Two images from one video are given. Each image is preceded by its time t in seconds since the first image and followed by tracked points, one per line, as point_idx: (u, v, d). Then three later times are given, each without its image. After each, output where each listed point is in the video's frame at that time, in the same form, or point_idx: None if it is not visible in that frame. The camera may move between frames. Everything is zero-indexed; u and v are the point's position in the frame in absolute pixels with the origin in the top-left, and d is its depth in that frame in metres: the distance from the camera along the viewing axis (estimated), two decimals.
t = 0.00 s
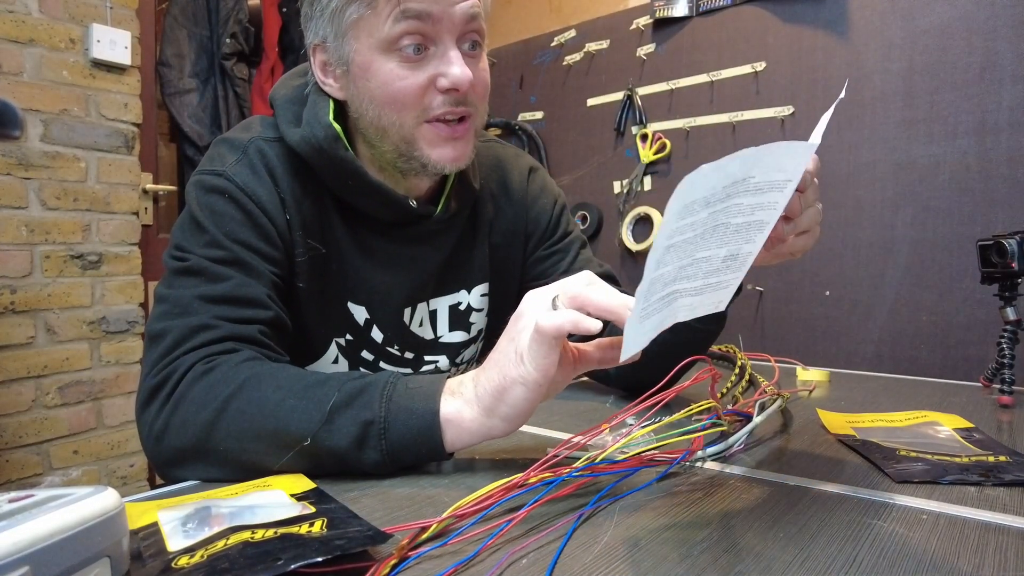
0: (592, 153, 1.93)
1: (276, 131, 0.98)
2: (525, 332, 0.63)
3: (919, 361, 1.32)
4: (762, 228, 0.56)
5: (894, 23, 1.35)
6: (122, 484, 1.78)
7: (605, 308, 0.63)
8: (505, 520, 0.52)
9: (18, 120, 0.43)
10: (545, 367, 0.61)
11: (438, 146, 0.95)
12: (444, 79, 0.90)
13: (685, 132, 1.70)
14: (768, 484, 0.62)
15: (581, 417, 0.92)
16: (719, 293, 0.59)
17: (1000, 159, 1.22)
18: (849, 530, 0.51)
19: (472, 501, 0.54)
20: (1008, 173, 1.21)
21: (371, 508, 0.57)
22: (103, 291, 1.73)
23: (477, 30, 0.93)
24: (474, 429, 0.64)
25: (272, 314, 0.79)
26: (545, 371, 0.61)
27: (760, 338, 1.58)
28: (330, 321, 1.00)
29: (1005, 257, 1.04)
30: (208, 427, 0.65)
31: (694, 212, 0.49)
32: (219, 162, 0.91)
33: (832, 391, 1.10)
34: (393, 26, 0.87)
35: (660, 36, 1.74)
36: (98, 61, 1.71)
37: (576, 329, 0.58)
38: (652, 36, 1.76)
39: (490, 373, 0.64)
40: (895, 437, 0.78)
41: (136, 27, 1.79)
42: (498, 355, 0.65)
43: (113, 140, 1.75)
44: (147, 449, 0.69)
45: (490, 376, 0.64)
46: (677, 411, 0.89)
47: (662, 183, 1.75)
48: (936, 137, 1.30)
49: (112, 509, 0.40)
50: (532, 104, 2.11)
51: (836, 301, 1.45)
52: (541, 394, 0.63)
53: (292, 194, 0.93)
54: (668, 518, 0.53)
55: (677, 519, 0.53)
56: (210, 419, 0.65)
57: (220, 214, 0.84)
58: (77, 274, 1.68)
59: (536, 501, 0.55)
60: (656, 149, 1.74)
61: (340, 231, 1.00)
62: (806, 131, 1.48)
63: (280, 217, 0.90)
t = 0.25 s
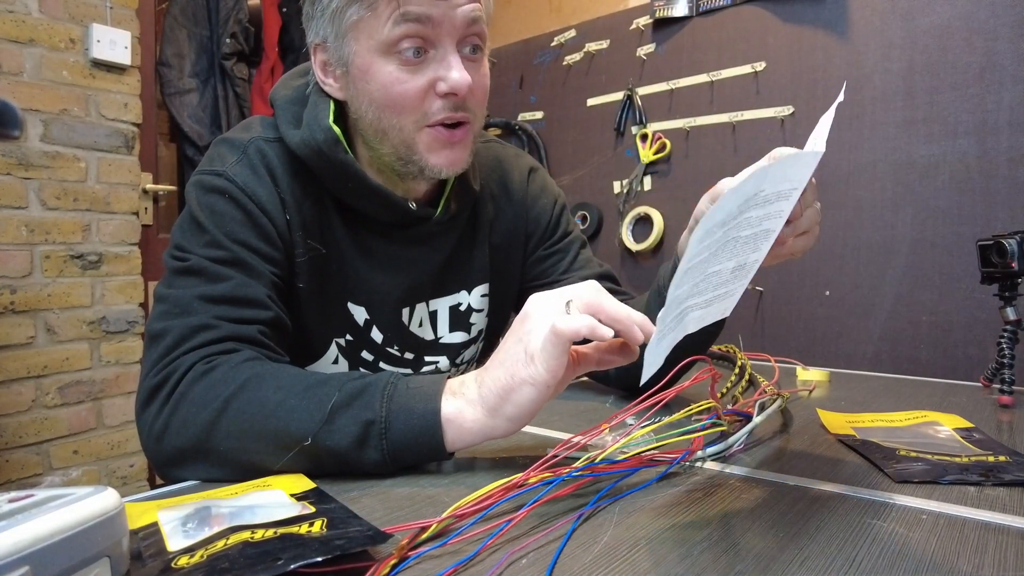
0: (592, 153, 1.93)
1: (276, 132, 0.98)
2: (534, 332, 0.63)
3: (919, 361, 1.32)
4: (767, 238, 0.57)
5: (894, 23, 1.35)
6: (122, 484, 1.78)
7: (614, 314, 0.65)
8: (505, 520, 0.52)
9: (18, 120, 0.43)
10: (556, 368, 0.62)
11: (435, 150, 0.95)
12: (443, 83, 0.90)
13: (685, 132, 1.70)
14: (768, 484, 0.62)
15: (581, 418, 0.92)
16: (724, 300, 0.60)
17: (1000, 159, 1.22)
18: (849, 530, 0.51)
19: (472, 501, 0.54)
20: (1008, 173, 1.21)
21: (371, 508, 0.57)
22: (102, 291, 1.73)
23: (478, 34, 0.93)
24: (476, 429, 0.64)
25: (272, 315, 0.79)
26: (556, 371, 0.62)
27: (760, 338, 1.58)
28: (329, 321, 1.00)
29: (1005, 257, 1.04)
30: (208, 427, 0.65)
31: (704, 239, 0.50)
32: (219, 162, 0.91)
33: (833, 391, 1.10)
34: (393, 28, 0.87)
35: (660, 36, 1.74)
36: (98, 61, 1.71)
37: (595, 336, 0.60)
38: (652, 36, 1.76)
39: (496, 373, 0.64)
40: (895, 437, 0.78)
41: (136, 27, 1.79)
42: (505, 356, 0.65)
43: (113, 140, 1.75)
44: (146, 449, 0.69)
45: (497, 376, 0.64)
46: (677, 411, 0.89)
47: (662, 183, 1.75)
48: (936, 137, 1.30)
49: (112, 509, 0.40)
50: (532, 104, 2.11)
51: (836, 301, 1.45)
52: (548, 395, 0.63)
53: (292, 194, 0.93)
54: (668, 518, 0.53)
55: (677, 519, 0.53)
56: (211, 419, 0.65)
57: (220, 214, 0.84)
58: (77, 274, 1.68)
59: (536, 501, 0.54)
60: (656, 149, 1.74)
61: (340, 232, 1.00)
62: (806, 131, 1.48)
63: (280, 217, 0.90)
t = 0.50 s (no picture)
0: (592, 153, 1.93)
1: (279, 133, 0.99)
2: (532, 340, 0.62)
3: (919, 361, 1.32)
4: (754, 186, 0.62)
5: (894, 23, 1.35)
6: (122, 484, 1.78)
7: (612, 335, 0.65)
8: (505, 520, 0.52)
9: (18, 120, 0.43)
10: (552, 382, 0.61)
11: (399, 164, 0.96)
12: (407, 102, 0.89)
13: (685, 132, 1.70)
14: (768, 484, 0.62)
15: (581, 418, 0.92)
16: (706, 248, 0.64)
17: (1000, 159, 1.22)
18: (848, 530, 0.51)
19: (472, 501, 0.54)
20: (1008, 173, 1.21)
21: (371, 508, 0.57)
22: (102, 291, 1.73)
23: (459, 57, 0.91)
24: (475, 433, 0.64)
25: (273, 315, 0.79)
26: (552, 385, 0.62)
27: (760, 338, 1.58)
28: (330, 322, 1.01)
29: (1005, 256, 1.04)
30: (209, 426, 0.65)
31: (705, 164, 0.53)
32: (221, 162, 0.91)
33: (832, 391, 1.10)
34: (367, 39, 0.86)
35: (660, 36, 1.74)
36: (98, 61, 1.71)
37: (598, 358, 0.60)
38: (652, 36, 1.76)
39: (493, 381, 0.64)
40: (895, 437, 0.78)
41: (136, 27, 1.79)
42: (503, 363, 0.64)
43: (112, 140, 1.75)
44: (146, 447, 0.69)
45: (494, 382, 0.63)
46: (677, 411, 0.89)
47: (662, 183, 1.75)
48: (936, 136, 1.30)
49: (112, 509, 0.40)
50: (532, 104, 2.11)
51: (836, 301, 1.45)
52: (544, 402, 0.63)
53: (293, 194, 0.93)
54: (668, 518, 0.53)
55: (677, 519, 0.53)
56: (212, 418, 0.65)
57: (221, 214, 0.84)
58: (77, 274, 1.68)
59: (536, 501, 0.54)
60: (656, 149, 1.74)
61: (341, 232, 1.00)
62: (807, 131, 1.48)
63: (280, 217, 0.90)
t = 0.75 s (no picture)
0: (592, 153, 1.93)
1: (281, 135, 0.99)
2: (525, 357, 0.61)
3: (919, 361, 1.32)
4: (705, 171, 0.48)
5: (893, 23, 1.35)
6: (122, 484, 1.78)
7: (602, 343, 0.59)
8: (505, 520, 0.52)
9: (18, 120, 0.43)
10: (546, 405, 0.60)
11: (386, 178, 0.95)
12: (393, 122, 0.88)
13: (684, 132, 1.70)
14: (768, 484, 0.62)
15: (581, 418, 0.92)
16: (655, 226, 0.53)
17: (1000, 159, 1.22)
18: (848, 531, 0.51)
19: (472, 501, 0.54)
20: (1008, 173, 1.21)
21: (371, 508, 0.57)
22: (102, 291, 1.73)
23: (451, 78, 0.89)
24: (475, 439, 0.64)
25: (273, 315, 0.79)
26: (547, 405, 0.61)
27: (760, 338, 1.58)
28: (330, 322, 1.01)
29: (1005, 256, 1.04)
30: (209, 426, 0.65)
31: (613, 118, 0.45)
32: (222, 161, 0.91)
33: (832, 391, 1.10)
34: (357, 55, 0.85)
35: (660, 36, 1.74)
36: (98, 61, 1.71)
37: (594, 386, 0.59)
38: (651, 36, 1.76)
39: (484, 396, 0.63)
40: (895, 437, 0.78)
41: (136, 27, 1.79)
42: (495, 379, 0.63)
43: (112, 140, 1.75)
44: (145, 446, 0.69)
45: (487, 395, 0.62)
46: (677, 411, 0.89)
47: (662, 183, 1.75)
48: (936, 137, 1.30)
49: (111, 509, 0.40)
50: (532, 104, 2.11)
51: (836, 301, 1.45)
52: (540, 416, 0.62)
53: (294, 195, 0.94)
54: (668, 518, 0.53)
55: (677, 519, 0.53)
56: (212, 418, 0.65)
57: (223, 214, 0.84)
58: (77, 274, 1.68)
59: (536, 502, 0.54)
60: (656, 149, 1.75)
61: (341, 233, 1.00)
62: (806, 131, 1.48)
63: (281, 217, 0.90)
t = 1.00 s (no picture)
0: (592, 153, 1.93)
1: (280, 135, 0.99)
2: (522, 348, 0.60)
3: (919, 361, 1.32)
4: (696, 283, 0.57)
5: (893, 23, 1.35)
6: (122, 484, 1.78)
7: (581, 318, 0.55)
8: (504, 520, 0.52)
9: (17, 120, 0.43)
10: (541, 396, 0.59)
11: (387, 180, 0.96)
12: (396, 124, 0.89)
13: (684, 132, 1.70)
14: (768, 484, 0.62)
15: (581, 418, 0.92)
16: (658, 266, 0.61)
17: (1000, 159, 1.22)
18: (847, 531, 0.51)
19: (471, 501, 0.54)
20: (1007, 173, 1.21)
21: (371, 508, 0.57)
22: (102, 291, 1.73)
23: (452, 79, 0.89)
24: (473, 436, 0.64)
25: (272, 315, 0.79)
26: (543, 397, 0.60)
27: (760, 338, 1.58)
28: (330, 322, 1.01)
29: (1005, 256, 1.04)
30: (209, 426, 0.65)
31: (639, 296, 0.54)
32: (222, 162, 0.91)
33: (832, 391, 1.10)
34: (358, 57, 0.86)
35: (659, 36, 1.74)
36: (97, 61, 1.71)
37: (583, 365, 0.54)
38: (651, 36, 1.76)
39: (483, 391, 0.63)
40: (894, 437, 0.78)
41: (136, 27, 1.79)
42: (494, 374, 0.63)
43: (112, 140, 1.75)
44: (145, 447, 0.69)
45: (487, 390, 0.62)
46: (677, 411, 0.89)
47: (662, 183, 1.75)
48: (935, 137, 1.30)
49: (110, 509, 0.40)
50: (532, 104, 2.11)
51: (836, 301, 1.45)
52: (539, 413, 0.61)
53: (294, 195, 0.94)
54: (667, 518, 0.53)
55: (676, 519, 0.53)
56: (211, 418, 0.65)
57: (222, 214, 0.84)
58: (77, 274, 1.68)
59: (535, 501, 0.54)
60: (656, 149, 1.74)
61: (341, 233, 1.00)
62: (806, 131, 1.48)
63: (281, 217, 0.90)
